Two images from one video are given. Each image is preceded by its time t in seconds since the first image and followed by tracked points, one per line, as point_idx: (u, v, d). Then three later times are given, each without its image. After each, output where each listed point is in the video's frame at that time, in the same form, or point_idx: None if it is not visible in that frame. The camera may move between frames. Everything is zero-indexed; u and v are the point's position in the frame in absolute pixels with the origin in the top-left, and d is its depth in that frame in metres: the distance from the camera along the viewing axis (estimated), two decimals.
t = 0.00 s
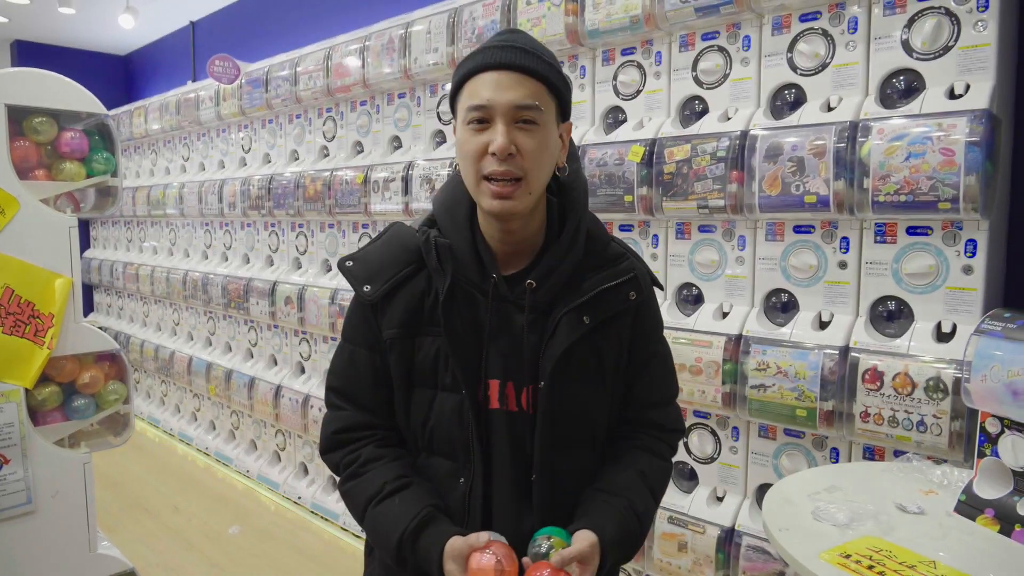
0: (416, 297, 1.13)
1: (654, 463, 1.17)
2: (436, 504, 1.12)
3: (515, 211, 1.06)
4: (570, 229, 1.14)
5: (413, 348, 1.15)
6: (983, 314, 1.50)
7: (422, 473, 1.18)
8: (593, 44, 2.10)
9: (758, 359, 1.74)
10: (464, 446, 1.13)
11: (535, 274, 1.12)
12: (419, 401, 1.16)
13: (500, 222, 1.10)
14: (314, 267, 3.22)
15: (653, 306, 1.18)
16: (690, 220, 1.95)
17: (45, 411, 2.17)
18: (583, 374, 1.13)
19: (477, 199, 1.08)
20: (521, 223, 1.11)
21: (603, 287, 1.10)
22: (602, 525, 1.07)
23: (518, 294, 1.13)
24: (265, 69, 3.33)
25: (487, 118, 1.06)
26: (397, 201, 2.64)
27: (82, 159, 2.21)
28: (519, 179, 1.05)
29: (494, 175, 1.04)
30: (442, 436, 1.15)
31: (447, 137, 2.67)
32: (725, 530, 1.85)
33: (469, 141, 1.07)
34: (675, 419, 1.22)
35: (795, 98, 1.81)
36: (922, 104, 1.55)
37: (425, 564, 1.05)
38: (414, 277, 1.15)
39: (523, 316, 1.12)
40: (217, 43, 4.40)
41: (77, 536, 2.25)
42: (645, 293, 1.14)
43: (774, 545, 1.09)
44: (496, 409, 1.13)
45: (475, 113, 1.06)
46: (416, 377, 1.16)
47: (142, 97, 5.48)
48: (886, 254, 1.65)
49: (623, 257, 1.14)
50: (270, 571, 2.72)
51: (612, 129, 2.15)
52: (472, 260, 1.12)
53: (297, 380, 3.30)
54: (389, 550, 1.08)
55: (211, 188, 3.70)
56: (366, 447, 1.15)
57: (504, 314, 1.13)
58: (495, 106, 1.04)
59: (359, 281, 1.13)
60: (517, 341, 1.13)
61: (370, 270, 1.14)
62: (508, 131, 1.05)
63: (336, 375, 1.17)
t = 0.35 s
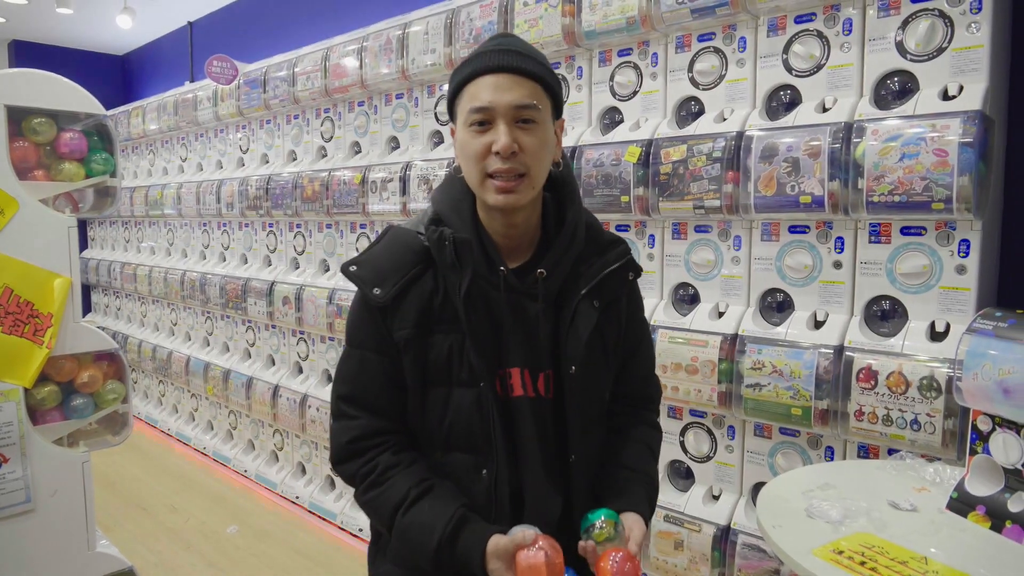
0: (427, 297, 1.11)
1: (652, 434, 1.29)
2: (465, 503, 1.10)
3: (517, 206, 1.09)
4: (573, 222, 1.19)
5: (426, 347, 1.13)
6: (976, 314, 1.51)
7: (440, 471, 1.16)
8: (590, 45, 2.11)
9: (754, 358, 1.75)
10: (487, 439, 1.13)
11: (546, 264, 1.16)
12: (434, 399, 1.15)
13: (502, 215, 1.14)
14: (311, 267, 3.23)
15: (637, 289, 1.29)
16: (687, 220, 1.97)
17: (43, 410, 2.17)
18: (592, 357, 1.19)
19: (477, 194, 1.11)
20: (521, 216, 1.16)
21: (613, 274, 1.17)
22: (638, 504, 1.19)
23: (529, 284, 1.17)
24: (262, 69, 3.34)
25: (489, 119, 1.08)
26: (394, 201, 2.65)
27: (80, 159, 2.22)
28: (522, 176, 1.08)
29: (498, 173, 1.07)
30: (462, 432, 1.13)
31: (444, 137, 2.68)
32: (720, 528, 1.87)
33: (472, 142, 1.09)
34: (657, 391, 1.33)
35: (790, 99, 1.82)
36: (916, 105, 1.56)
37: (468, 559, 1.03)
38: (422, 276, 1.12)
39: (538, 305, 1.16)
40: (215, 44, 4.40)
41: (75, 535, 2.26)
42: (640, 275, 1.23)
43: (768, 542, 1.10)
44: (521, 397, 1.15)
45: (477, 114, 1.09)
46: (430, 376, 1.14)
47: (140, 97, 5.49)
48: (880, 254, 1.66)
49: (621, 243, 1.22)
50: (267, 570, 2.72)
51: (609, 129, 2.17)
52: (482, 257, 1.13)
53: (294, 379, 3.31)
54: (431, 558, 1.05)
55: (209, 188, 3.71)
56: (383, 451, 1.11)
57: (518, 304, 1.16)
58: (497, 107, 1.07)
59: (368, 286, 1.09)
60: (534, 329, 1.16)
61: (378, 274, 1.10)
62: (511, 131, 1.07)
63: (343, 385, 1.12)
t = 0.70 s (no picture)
0: (382, 300, 1.04)
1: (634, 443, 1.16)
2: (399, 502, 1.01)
3: (482, 198, 1.03)
4: (541, 217, 1.12)
5: (382, 357, 1.05)
6: (972, 313, 1.52)
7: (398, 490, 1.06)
8: (588, 45, 2.12)
9: (751, 357, 1.75)
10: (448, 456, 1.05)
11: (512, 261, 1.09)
12: (392, 413, 1.07)
13: (466, 210, 1.07)
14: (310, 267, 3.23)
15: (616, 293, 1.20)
16: (684, 220, 1.97)
17: (42, 409, 2.18)
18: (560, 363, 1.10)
19: (437, 186, 1.05)
20: (489, 213, 1.09)
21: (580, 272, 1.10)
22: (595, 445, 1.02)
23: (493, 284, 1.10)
24: (260, 70, 3.34)
25: (448, 106, 1.04)
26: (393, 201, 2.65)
27: (79, 159, 2.22)
28: (487, 166, 1.02)
29: (460, 163, 1.02)
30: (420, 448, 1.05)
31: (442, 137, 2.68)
32: (718, 527, 1.87)
33: (433, 132, 1.04)
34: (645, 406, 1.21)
35: (787, 99, 1.83)
36: (912, 105, 1.56)
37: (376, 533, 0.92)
38: (378, 279, 1.06)
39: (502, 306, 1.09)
40: (213, 44, 4.40)
41: (73, 535, 2.26)
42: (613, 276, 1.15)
43: (763, 540, 1.11)
44: (481, 408, 1.07)
45: (438, 100, 1.04)
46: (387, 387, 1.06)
47: (138, 97, 5.49)
48: (877, 254, 1.67)
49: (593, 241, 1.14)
50: (266, 570, 2.72)
51: (607, 129, 2.17)
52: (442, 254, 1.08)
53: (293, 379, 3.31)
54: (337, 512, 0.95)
55: (207, 188, 3.71)
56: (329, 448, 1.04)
57: (482, 306, 1.09)
58: (457, 92, 1.03)
59: (319, 290, 1.02)
60: (497, 332, 1.08)
61: (330, 278, 1.03)
62: (473, 118, 1.03)
63: (295, 402, 1.05)
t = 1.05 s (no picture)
0: (326, 302, 1.03)
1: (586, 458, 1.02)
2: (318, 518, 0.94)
3: (438, 211, 0.99)
4: (502, 211, 1.07)
5: (325, 365, 1.02)
6: (971, 313, 1.52)
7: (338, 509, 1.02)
8: (587, 45, 2.12)
9: (751, 357, 1.75)
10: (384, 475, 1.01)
11: (462, 264, 1.05)
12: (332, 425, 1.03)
13: (422, 221, 1.03)
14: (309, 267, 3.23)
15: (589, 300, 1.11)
16: (683, 220, 1.98)
17: (43, 409, 2.18)
18: (512, 374, 1.05)
19: (394, 196, 1.01)
20: (447, 221, 1.04)
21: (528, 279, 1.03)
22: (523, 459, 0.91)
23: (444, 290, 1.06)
24: (260, 70, 3.34)
25: (401, 107, 0.97)
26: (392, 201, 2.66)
27: (80, 159, 2.23)
28: (442, 177, 0.98)
29: (413, 173, 0.97)
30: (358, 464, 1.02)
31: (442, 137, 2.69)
32: (717, 527, 1.87)
33: (385, 135, 0.98)
34: (614, 429, 1.08)
35: (786, 100, 1.83)
36: (911, 106, 1.57)
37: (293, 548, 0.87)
38: (323, 279, 1.04)
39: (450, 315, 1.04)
40: (212, 44, 4.40)
41: (72, 535, 2.26)
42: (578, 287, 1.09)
43: (763, 540, 1.11)
44: (418, 426, 1.02)
45: (388, 100, 0.97)
46: (327, 396, 1.03)
47: (138, 97, 5.49)
48: (876, 254, 1.67)
49: (559, 247, 1.08)
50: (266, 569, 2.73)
51: (606, 130, 2.18)
52: (388, 257, 1.03)
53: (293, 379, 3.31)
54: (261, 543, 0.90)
55: (207, 188, 3.71)
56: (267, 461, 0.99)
57: (428, 314, 1.05)
58: (411, 93, 0.96)
59: (259, 287, 1.02)
60: (442, 343, 1.04)
61: (273, 275, 1.04)
62: (427, 123, 0.96)
63: (235, 411, 1.01)
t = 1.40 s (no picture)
0: (305, 306, 1.05)
1: (567, 463, 0.99)
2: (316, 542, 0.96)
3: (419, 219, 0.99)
4: (482, 205, 1.08)
5: (306, 367, 1.04)
6: (971, 313, 1.52)
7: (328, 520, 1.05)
8: (587, 45, 2.12)
9: (751, 357, 1.75)
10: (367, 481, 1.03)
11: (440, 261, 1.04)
12: (315, 431, 1.05)
13: (402, 225, 1.03)
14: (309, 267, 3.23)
15: (579, 296, 1.08)
16: (683, 220, 1.97)
17: (42, 409, 2.18)
18: (492, 373, 1.04)
19: (375, 204, 1.00)
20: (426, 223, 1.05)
21: (509, 275, 1.03)
22: (490, 482, 0.87)
23: (422, 288, 1.07)
24: (260, 70, 3.34)
25: (383, 115, 0.96)
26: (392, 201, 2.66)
27: (79, 159, 2.22)
28: (425, 186, 0.98)
29: (394, 184, 0.97)
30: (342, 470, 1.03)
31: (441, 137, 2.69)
32: (717, 527, 1.87)
33: (365, 143, 0.97)
34: (606, 429, 1.05)
35: (787, 100, 1.83)
36: (912, 106, 1.56)
37: None
38: (303, 282, 1.07)
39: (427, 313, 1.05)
40: (212, 44, 4.40)
41: (72, 535, 2.26)
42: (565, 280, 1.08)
43: (764, 540, 1.11)
44: (398, 427, 1.04)
45: (370, 109, 0.95)
46: (310, 401, 1.05)
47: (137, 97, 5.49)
48: (876, 254, 1.67)
49: (543, 242, 1.08)
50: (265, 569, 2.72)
51: (606, 130, 2.18)
52: (367, 259, 1.05)
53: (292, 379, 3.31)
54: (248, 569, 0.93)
55: (206, 188, 3.71)
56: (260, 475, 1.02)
57: (407, 313, 1.07)
58: (391, 102, 0.94)
59: (240, 291, 1.04)
60: (421, 343, 1.05)
61: (252, 279, 1.05)
62: (410, 134, 0.95)
63: (228, 416, 1.05)
